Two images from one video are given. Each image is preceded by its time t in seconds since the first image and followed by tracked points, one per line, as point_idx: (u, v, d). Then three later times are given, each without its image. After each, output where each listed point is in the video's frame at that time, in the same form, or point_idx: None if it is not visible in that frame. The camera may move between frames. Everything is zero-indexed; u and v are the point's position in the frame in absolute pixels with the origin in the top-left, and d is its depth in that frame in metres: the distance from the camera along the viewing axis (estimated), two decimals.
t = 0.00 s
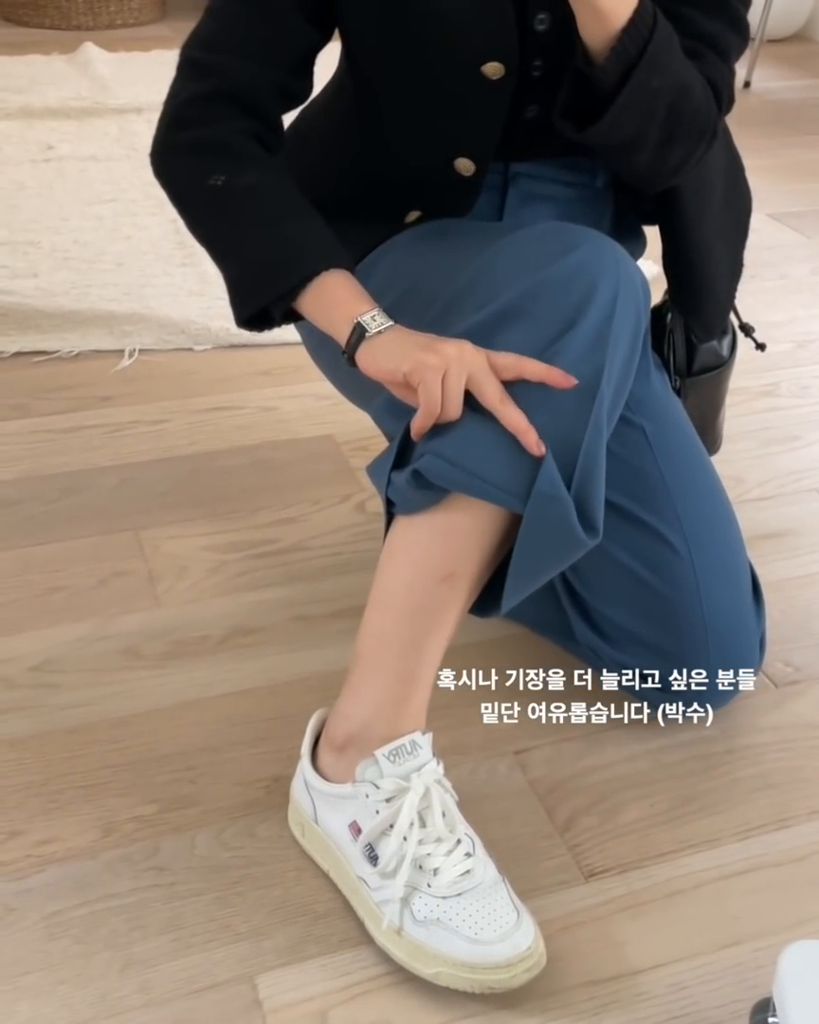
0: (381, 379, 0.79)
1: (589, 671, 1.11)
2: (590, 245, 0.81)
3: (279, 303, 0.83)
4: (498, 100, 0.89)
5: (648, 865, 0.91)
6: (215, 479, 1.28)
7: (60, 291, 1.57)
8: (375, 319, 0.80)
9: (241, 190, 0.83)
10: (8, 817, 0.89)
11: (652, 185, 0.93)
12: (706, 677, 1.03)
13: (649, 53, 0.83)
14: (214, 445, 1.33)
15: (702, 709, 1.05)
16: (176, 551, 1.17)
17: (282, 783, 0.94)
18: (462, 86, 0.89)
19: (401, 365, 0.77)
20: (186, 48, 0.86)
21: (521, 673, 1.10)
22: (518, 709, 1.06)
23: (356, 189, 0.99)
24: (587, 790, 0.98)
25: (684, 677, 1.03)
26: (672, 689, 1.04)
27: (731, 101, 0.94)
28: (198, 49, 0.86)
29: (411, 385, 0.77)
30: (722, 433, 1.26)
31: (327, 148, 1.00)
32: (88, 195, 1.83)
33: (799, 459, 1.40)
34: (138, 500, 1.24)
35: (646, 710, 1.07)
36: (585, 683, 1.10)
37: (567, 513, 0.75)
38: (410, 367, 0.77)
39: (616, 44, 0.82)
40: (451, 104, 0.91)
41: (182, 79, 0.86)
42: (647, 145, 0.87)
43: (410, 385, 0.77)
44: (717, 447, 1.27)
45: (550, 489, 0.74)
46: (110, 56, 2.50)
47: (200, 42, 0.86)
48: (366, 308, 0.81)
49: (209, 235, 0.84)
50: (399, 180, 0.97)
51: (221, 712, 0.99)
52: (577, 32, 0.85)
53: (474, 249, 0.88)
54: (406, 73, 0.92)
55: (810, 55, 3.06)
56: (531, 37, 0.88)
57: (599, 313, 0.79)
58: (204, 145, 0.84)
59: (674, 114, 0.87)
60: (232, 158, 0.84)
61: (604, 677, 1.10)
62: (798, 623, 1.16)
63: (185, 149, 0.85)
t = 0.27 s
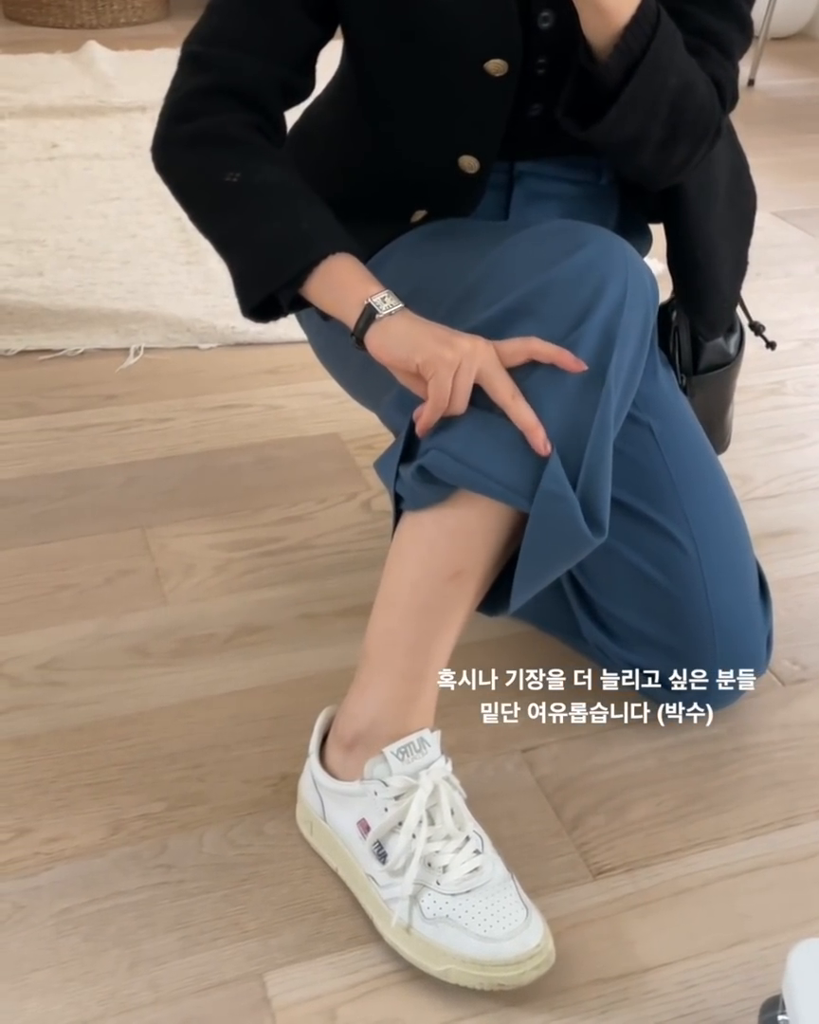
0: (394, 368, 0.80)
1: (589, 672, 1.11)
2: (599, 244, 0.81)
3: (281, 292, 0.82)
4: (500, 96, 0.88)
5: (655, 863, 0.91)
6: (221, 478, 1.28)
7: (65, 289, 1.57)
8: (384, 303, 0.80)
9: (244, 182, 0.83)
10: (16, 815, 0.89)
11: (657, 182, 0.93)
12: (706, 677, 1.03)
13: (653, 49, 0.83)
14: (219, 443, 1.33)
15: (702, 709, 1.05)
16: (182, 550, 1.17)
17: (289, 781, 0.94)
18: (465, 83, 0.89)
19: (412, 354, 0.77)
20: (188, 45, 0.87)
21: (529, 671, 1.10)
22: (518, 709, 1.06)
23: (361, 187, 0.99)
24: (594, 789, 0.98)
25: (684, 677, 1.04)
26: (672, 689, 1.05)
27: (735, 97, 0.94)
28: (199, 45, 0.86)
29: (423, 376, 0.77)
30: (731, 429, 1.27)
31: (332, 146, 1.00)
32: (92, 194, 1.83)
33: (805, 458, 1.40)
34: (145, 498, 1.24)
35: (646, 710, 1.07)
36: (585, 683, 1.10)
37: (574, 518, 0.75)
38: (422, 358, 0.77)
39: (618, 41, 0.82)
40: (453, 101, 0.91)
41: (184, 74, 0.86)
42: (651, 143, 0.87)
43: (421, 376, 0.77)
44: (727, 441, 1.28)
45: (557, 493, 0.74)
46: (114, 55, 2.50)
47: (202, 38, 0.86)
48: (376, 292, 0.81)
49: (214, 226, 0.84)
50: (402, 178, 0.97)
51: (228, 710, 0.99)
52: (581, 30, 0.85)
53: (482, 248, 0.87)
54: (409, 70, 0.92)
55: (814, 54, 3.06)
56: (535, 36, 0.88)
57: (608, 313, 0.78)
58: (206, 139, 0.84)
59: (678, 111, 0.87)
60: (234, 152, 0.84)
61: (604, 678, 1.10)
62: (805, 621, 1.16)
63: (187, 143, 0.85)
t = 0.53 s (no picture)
0: (394, 363, 0.80)
1: (589, 672, 1.11)
2: (598, 244, 0.81)
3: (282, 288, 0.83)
4: (502, 94, 0.89)
5: (653, 861, 0.91)
6: (221, 477, 1.28)
7: (66, 288, 1.57)
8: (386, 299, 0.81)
9: (245, 179, 0.83)
10: (17, 813, 0.89)
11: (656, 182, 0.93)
12: (706, 677, 1.03)
13: (653, 48, 0.83)
14: (219, 442, 1.34)
15: (702, 709, 1.06)
16: (182, 549, 1.17)
17: (289, 779, 0.94)
18: (467, 80, 0.89)
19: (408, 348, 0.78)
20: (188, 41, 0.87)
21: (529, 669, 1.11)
22: (518, 709, 1.06)
23: (362, 186, 0.99)
24: (593, 787, 0.98)
25: (684, 677, 1.04)
26: (672, 689, 1.05)
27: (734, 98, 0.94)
28: (200, 43, 0.87)
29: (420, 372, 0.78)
30: (727, 431, 1.27)
31: (333, 145, 1.00)
32: (93, 193, 1.84)
33: (804, 456, 1.40)
34: (145, 497, 1.24)
35: (646, 710, 1.07)
36: (585, 683, 1.10)
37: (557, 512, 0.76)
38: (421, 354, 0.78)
39: (618, 40, 0.83)
40: (454, 97, 0.91)
41: (185, 73, 0.87)
42: (651, 142, 0.87)
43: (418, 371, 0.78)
44: (722, 444, 1.28)
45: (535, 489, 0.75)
46: (114, 54, 2.50)
47: (203, 37, 0.87)
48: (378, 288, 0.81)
49: (216, 221, 0.85)
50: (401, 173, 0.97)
51: (228, 708, 1.00)
52: (581, 29, 0.85)
53: (482, 248, 0.88)
54: (410, 69, 0.92)
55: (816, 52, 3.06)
56: (536, 34, 0.88)
57: (607, 313, 0.79)
58: (207, 138, 0.85)
59: (677, 111, 0.87)
60: (235, 151, 0.84)
61: (603, 678, 1.10)
62: (804, 620, 1.17)
63: (189, 141, 0.85)
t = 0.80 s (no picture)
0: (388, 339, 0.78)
1: (589, 671, 1.11)
2: (589, 244, 0.80)
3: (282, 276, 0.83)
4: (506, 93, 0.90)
5: (648, 857, 0.92)
6: (218, 475, 1.29)
7: (65, 287, 1.58)
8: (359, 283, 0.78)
9: (249, 182, 0.83)
10: (13, 809, 0.90)
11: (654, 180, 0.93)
12: (706, 677, 1.03)
13: (653, 46, 0.83)
14: (218, 440, 1.34)
15: (702, 709, 1.06)
16: (180, 546, 1.18)
17: (284, 775, 0.95)
18: (468, 81, 0.90)
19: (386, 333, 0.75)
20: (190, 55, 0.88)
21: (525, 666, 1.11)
22: (518, 709, 1.06)
23: (363, 188, 0.99)
24: (587, 783, 0.98)
25: (684, 677, 1.04)
26: (672, 688, 1.05)
27: (734, 97, 0.94)
28: (201, 57, 0.88)
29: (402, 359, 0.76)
30: (723, 429, 1.27)
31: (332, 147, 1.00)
32: (93, 192, 1.84)
33: (802, 453, 1.40)
34: (143, 495, 1.24)
35: (646, 710, 1.07)
36: (585, 683, 1.10)
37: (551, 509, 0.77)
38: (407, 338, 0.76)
39: (617, 38, 0.83)
40: (455, 99, 0.91)
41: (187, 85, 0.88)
42: (649, 140, 0.88)
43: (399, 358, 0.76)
44: (719, 443, 1.28)
45: (530, 487, 0.76)
46: (114, 54, 2.51)
47: (204, 53, 0.88)
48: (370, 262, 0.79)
49: (219, 220, 0.85)
50: (401, 181, 0.97)
51: (224, 705, 1.00)
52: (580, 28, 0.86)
53: (478, 244, 0.88)
54: (412, 71, 0.93)
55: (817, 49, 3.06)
56: (537, 33, 0.89)
57: (598, 314, 0.78)
58: (210, 146, 0.85)
59: (676, 109, 0.87)
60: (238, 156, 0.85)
61: (603, 678, 1.10)
62: (800, 616, 1.17)
63: (193, 151, 0.85)
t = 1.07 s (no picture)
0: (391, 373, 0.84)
1: (589, 671, 1.11)
2: (591, 243, 0.80)
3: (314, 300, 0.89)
4: (519, 93, 0.91)
5: (651, 857, 0.92)
6: (222, 475, 1.29)
7: (69, 288, 1.58)
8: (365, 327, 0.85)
9: (288, 208, 0.91)
10: (18, 809, 0.90)
11: (654, 180, 0.93)
12: (706, 677, 1.03)
13: (653, 47, 0.83)
14: (222, 441, 1.34)
15: (702, 709, 1.06)
16: (184, 546, 1.18)
17: (287, 775, 0.95)
18: (480, 79, 0.92)
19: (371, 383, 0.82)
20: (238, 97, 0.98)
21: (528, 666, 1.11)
22: (518, 709, 1.06)
23: (385, 195, 1.02)
24: (590, 782, 0.98)
25: (683, 677, 1.04)
26: (672, 688, 1.05)
27: (735, 98, 0.94)
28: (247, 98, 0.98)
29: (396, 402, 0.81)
30: (729, 429, 1.27)
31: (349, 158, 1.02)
32: (97, 192, 1.84)
33: (806, 453, 1.40)
34: (147, 495, 1.25)
35: (646, 710, 1.07)
36: (585, 683, 1.09)
37: (553, 509, 0.76)
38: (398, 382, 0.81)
39: (619, 38, 0.83)
40: (468, 98, 0.93)
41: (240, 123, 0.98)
42: (648, 141, 0.88)
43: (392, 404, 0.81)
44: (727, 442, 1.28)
45: (532, 487, 0.75)
46: (118, 54, 2.51)
47: (251, 93, 0.98)
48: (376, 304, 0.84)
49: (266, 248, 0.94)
50: (428, 186, 0.99)
51: (228, 705, 1.00)
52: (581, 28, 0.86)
53: (481, 245, 0.88)
54: (424, 74, 0.94)
55: None
56: (540, 33, 0.89)
57: (599, 314, 0.78)
58: (255, 179, 0.94)
59: (676, 109, 0.87)
60: (278, 184, 0.93)
61: (603, 679, 1.10)
62: (804, 616, 1.17)
63: (243, 186, 0.95)
